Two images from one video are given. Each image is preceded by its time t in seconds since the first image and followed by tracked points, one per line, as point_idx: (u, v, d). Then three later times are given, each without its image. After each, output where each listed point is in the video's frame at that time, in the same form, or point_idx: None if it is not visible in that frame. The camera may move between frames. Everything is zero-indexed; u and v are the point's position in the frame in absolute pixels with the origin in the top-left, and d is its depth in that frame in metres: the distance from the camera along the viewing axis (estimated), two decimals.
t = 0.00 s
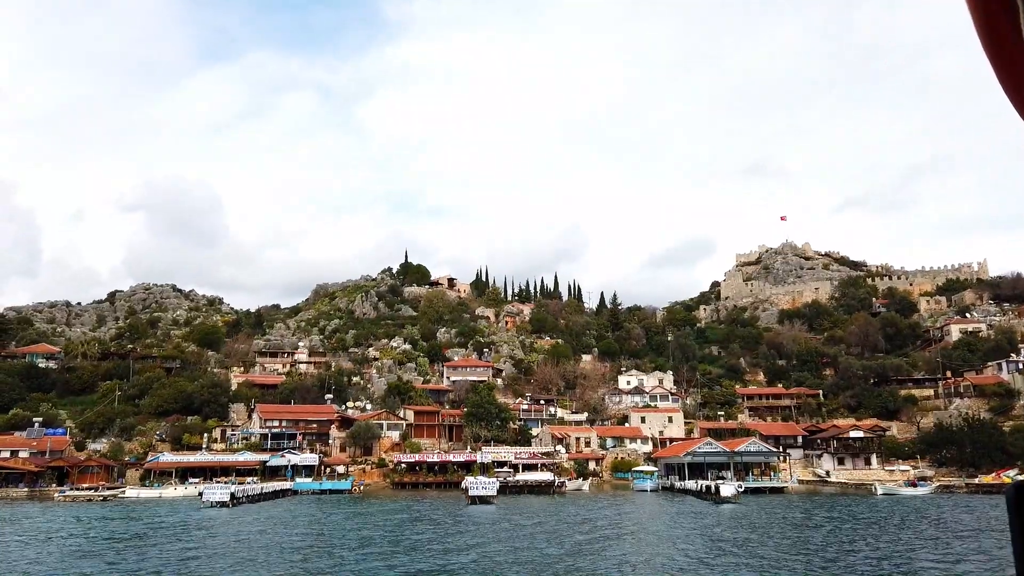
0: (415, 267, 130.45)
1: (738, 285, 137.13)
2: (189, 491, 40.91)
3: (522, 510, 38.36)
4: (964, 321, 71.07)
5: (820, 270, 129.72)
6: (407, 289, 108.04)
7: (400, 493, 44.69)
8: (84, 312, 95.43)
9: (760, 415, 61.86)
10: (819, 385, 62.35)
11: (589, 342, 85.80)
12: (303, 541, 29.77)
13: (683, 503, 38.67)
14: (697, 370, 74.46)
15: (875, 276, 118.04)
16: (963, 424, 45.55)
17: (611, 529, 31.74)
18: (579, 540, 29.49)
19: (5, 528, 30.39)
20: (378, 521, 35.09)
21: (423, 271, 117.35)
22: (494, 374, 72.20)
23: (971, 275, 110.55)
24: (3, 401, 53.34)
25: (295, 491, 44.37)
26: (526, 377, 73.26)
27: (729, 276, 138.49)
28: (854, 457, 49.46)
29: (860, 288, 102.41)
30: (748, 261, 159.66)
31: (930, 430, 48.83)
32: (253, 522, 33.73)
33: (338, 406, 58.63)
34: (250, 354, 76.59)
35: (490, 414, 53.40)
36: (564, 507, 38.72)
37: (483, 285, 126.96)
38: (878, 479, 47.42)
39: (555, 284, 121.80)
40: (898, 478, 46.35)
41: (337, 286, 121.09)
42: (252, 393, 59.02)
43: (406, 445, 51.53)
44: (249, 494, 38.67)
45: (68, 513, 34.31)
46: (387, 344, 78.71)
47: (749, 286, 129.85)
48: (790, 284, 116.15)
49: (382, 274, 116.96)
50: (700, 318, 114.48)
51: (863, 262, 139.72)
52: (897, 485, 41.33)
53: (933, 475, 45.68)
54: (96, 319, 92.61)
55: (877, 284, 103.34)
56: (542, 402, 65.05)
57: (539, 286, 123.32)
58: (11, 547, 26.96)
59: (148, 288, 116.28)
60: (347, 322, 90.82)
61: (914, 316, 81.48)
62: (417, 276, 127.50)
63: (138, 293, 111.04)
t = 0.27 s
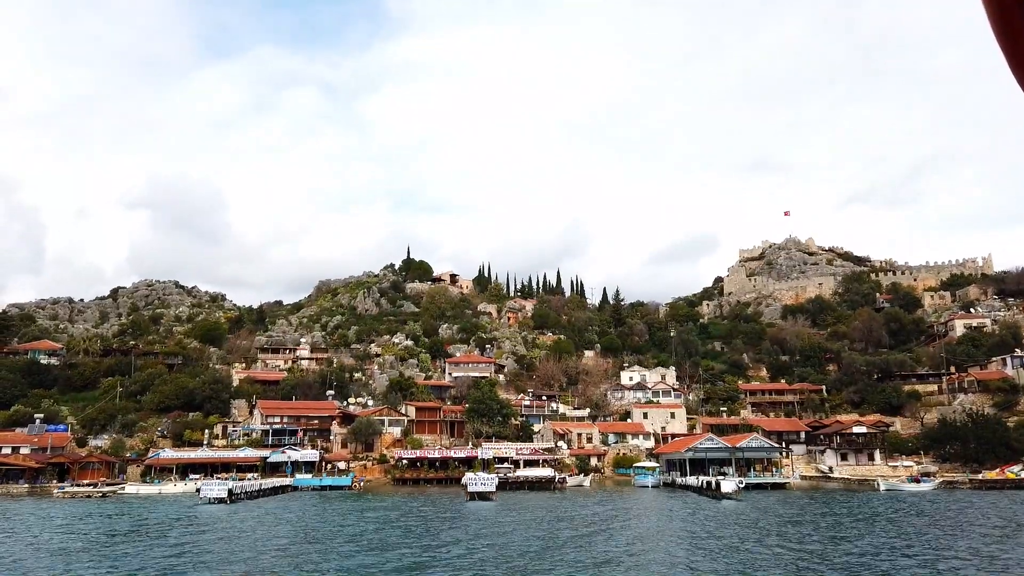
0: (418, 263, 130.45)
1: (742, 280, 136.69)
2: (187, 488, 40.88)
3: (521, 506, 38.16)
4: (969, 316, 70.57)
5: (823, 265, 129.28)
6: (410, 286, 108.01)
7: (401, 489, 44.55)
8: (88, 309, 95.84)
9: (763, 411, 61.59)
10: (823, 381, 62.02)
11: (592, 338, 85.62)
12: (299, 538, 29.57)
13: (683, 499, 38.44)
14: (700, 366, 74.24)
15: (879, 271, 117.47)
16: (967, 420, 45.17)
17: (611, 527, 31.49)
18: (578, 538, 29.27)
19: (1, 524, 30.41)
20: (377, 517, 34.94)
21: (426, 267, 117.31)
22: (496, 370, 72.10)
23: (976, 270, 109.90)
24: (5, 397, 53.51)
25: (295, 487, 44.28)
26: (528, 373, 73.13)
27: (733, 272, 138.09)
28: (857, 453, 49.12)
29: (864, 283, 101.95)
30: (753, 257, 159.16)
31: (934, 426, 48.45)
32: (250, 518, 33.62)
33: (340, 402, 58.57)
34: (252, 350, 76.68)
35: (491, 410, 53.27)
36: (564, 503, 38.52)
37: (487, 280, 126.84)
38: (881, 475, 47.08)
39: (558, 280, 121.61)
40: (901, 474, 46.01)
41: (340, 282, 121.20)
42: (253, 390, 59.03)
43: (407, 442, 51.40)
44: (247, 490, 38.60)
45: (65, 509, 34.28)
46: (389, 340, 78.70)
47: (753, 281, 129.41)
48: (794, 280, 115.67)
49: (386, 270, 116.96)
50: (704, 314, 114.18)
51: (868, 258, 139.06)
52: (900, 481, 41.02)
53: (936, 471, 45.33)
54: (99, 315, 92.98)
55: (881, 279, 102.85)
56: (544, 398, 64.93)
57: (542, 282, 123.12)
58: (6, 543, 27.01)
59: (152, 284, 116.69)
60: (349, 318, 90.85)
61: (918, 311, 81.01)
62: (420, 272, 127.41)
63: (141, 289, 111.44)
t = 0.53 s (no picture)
0: (419, 259, 130.17)
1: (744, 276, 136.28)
2: (187, 484, 40.88)
3: (521, 502, 38.09)
4: (972, 312, 70.23)
5: (826, 261, 128.84)
6: (411, 282, 107.85)
7: (401, 485, 44.48)
8: (89, 306, 95.89)
9: (765, 407, 61.40)
10: (825, 376, 61.82)
11: (594, 334, 85.38)
12: (298, 533, 29.54)
13: (684, 495, 38.34)
14: (702, 362, 74.04)
15: (882, 267, 117.00)
16: (969, 415, 44.96)
17: (611, 523, 31.42)
18: (578, 533, 29.24)
19: None
20: (377, 513, 34.89)
21: (427, 263, 117.08)
22: (498, 366, 71.98)
23: (979, 265, 109.40)
24: (5, 393, 53.55)
25: (295, 483, 44.25)
26: (529, 369, 73.00)
27: (735, 268, 137.66)
28: (859, 449, 48.90)
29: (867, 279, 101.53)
30: (755, 253, 158.66)
31: (936, 422, 48.25)
32: (250, 514, 33.62)
33: (341, 398, 58.50)
34: (253, 346, 76.65)
35: (492, 405, 53.16)
36: (564, 499, 38.42)
37: (488, 277, 126.65)
38: (884, 471, 46.87)
39: (560, 276, 121.36)
40: (903, 470, 45.81)
41: (341, 278, 121.10)
42: (254, 386, 59.00)
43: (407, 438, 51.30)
44: (245, 486, 38.51)
45: (64, 506, 34.33)
46: (390, 336, 78.54)
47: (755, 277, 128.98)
48: (796, 276, 115.22)
49: (387, 266, 116.80)
50: (706, 309, 113.84)
51: (870, 253, 138.54)
52: (902, 477, 40.83)
53: (939, 467, 45.14)
54: (101, 311, 93.01)
55: (884, 275, 102.42)
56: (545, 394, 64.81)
57: (544, 278, 122.87)
58: (5, 539, 27.10)
59: (153, 281, 116.71)
60: (350, 314, 90.77)
61: (921, 306, 80.65)
62: (421, 268, 127.20)
63: (143, 286, 111.47)
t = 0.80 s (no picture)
0: (420, 255, 130.02)
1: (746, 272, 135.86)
2: (184, 480, 40.81)
3: (520, 498, 37.96)
4: (975, 307, 69.84)
5: (828, 257, 128.43)
6: (412, 278, 107.64)
7: (400, 481, 44.34)
8: (90, 301, 95.96)
9: (766, 402, 61.17)
10: (826, 372, 61.57)
11: (595, 329, 85.11)
12: (295, 529, 29.44)
13: (683, 491, 38.18)
14: (703, 357, 73.80)
15: (885, 262, 116.42)
16: (971, 411, 44.70)
17: (611, 519, 31.28)
18: (576, 529, 29.12)
19: None
20: (375, 509, 34.77)
21: (428, 259, 116.84)
22: (498, 361, 71.83)
23: (982, 261, 108.73)
24: (5, 389, 53.62)
25: (293, 479, 44.16)
26: (529, 364, 72.83)
27: (737, 263, 137.19)
28: (860, 445, 48.67)
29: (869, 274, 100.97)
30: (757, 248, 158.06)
31: (938, 417, 47.98)
32: (247, 509, 33.52)
33: (340, 393, 58.37)
34: (253, 342, 76.59)
35: (492, 401, 52.97)
36: (563, 495, 38.25)
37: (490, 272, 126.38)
38: (885, 467, 46.63)
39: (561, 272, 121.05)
40: (904, 466, 45.57)
41: (343, 274, 120.98)
42: (254, 381, 58.91)
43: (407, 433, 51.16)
44: (241, 481, 38.37)
45: (61, 501, 34.32)
46: (391, 331, 78.39)
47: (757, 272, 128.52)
48: (799, 271, 114.77)
49: (388, 262, 116.61)
50: (707, 305, 113.48)
51: (873, 248, 137.91)
52: (902, 473, 40.60)
53: (941, 463, 44.90)
54: (102, 307, 93.06)
55: (887, 270, 101.92)
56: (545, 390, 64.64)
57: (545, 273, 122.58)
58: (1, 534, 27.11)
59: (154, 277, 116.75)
60: (351, 310, 90.66)
61: (924, 302, 80.22)
62: (422, 264, 127.01)
63: (144, 281, 111.49)
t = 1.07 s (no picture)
0: (421, 250, 129.80)
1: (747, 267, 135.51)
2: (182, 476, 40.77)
3: (520, 493, 37.92)
4: (977, 303, 69.61)
5: (829, 252, 128.01)
6: (412, 273, 107.39)
7: (399, 477, 44.25)
8: (89, 297, 95.85)
9: (767, 398, 61.04)
10: (828, 367, 61.43)
11: (595, 325, 84.86)
12: (292, 524, 29.39)
13: (683, 487, 38.14)
14: (704, 353, 73.59)
15: (886, 258, 115.91)
16: (973, 406, 44.58)
17: (611, 513, 31.37)
18: (578, 523, 29.25)
19: None
20: (376, 504, 34.80)
21: (428, 255, 116.57)
22: (498, 357, 71.71)
23: (983, 256, 108.27)
24: (5, 384, 53.69)
25: (291, 475, 44.13)
26: (530, 360, 72.67)
27: (738, 259, 136.71)
28: (862, 440, 48.56)
29: (870, 269, 100.51)
30: (758, 244, 157.33)
31: (940, 413, 47.85)
32: (247, 505, 33.51)
33: (340, 389, 58.29)
34: (253, 338, 76.48)
35: (492, 397, 52.85)
36: (563, 491, 38.18)
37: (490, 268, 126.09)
38: (886, 463, 46.50)
39: (561, 267, 120.76)
40: (905, 461, 45.45)
41: (343, 270, 120.78)
42: (253, 376, 58.84)
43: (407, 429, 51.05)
44: (237, 478, 38.39)
45: (59, 497, 34.30)
46: (391, 327, 78.29)
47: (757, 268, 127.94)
48: (800, 267, 114.33)
49: (388, 258, 116.49)
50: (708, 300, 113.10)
51: (874, 244, 137.37)
52: (904, 469, 40.48)
53: (942, 458, 44.77)
54: (101, 303, 92.95)
55: (888, 266, 101.46)
56: (546, 385, 64.55)
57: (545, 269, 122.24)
58: None
59: (154, 272, 116.77)
60: (351, 306, 90.52)
61: (925, 297, 79.90)
62: (422, 259, 126.71)
63: (143, 278, 111.40)
